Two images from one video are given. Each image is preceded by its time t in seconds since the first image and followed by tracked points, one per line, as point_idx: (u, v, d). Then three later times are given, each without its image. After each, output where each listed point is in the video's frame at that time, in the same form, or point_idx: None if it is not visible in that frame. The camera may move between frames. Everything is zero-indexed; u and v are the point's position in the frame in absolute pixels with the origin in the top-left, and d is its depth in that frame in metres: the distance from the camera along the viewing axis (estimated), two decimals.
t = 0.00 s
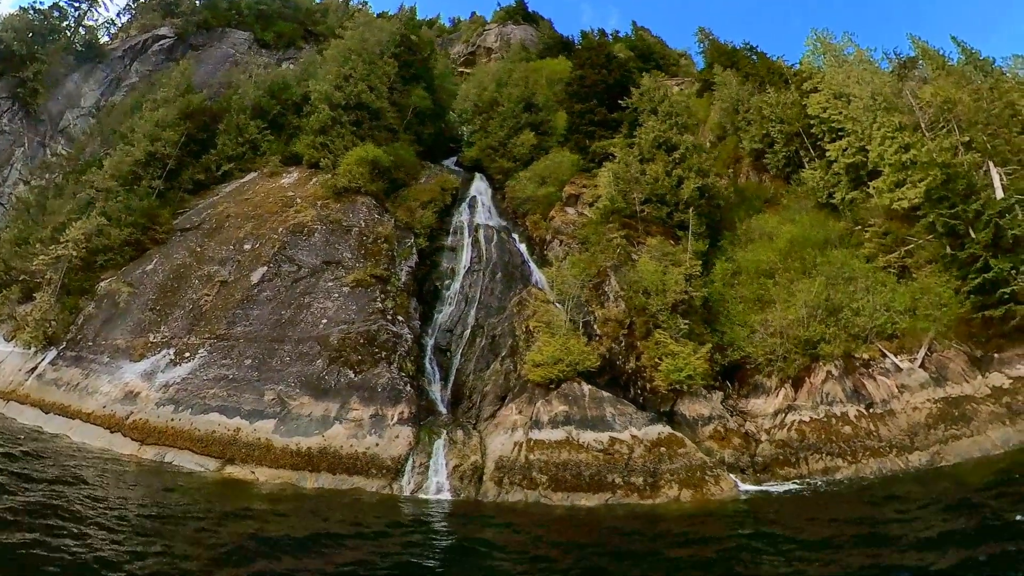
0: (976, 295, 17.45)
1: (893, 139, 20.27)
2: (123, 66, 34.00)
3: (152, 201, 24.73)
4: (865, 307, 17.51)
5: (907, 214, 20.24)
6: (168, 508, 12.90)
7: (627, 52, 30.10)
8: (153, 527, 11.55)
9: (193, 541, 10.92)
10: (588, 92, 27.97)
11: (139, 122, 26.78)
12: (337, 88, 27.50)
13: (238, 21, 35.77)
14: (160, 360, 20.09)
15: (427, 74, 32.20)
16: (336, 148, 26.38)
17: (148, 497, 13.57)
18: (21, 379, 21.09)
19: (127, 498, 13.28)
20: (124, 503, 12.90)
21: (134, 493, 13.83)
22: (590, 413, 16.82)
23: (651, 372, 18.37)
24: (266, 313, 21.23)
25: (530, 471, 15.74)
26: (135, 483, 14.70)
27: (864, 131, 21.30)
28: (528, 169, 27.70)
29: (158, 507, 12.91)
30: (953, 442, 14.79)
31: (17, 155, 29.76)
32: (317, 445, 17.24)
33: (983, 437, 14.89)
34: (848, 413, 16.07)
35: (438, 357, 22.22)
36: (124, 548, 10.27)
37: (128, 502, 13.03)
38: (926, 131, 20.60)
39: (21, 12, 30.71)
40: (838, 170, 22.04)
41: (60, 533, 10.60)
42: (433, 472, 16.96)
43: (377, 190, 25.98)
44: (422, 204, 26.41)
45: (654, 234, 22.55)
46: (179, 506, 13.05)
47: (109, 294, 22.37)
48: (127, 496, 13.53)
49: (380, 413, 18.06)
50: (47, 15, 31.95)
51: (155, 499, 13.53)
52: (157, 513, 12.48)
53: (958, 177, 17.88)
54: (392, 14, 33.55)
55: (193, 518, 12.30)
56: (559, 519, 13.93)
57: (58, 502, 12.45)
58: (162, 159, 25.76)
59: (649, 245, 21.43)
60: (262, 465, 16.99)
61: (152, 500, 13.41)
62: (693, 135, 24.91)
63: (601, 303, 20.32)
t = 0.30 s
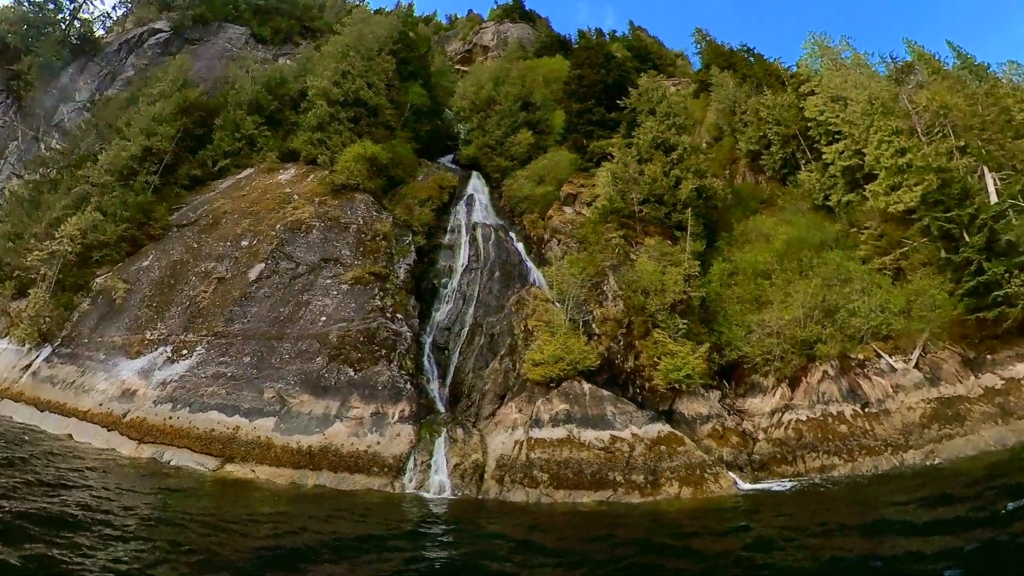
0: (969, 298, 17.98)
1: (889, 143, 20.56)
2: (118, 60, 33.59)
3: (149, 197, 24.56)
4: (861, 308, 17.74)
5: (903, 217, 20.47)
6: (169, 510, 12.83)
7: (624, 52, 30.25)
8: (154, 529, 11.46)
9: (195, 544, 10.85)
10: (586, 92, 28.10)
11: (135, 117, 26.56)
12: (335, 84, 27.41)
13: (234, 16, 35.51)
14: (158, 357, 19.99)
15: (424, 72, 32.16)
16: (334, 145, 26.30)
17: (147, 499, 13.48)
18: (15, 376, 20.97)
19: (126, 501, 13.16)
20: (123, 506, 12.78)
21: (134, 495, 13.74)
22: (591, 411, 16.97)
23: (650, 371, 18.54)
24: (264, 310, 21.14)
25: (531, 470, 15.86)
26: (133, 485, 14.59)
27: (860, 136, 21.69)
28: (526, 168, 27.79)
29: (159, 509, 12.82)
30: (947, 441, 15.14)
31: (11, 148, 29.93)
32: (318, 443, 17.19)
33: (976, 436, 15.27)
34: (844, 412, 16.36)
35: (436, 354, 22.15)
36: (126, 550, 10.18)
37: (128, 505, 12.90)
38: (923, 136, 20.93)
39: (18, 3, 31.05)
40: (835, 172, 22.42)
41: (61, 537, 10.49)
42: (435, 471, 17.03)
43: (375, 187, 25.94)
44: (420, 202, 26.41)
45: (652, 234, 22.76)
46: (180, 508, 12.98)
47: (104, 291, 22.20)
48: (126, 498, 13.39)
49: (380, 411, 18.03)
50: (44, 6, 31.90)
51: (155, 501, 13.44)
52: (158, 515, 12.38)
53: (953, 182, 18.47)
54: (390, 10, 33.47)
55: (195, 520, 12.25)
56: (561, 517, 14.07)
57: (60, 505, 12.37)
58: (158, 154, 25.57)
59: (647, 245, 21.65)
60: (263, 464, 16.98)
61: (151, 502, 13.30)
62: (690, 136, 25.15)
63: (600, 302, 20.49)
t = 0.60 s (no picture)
0: (963, 300, 18.11)
1: (886, 147, 20.48)
2: (114, 55, 32.82)
3: (145, 193, 24.41)
4: (856, 310, 18.01)
5: (897, 220, 20.81)
6: (171, 507, 12.83)
7: (622, 51, 30.37)
8: (157, 526, 11.45)
9: (200, 544, 10.85)
10: (584, 92, 28.26)
11: (131, 112, 26.36)
12: (333, 81, 27.35)
13: (231, 12, 35.26)
14: (155, 356, 19.92)
15: (422, 69, 32.12)
16: (332, 142, 26.25)
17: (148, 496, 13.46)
18: (10, 374, 20.87)
19: (126, 498, 13.13)
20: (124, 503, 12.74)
21: (133, 493, 13.68)
22: (590, 411, 17.12)
23: (648, 371, 18.71)
24: (262, 308, 21.11)
25: (530, 469, 15.97)
26: (133, 482, 14.54)
27: (857, 139, 21.87)
28: (524, 167, 27.85)
29: (160, 506, 12.80)
30: (940, 441, 15.45)
31: (5, 143, 29.74)
32: (318, 443, 17.23)
33: (968, 437, 15.60)
34: (839, 412, 16.61)
35: (434, 354, 22.17)
36: (129, 549, 10.16)
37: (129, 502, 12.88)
38: (919, 141, 21.17)
39: None
40: (830, 175, 22.69)
41: (68, 534, 10.55)
42: (434, 471, 17.12)
43: (373, 184, 25.94)
44: (417, 200, 26.41)
45: (649, 234, 22.95)
46: (182, 505, 12.98)
47: (100, 288, 22.08)
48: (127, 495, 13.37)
49: (380, 410, 18.09)
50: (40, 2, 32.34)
51: (156, 498, 13.41)
52: (160, 512, 12.37)
53: (948, 187, 18.78)
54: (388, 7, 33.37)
55: (197, 517, 12.25)
56: (562, 517, 14.19)
57: (63, 501, 12.40)
58: (155, 150, 25.38)
59: (645, 246, 21.87)
60: (263, 463, 16.99)
61: (152, 499, 13.29)
62: (687, 137, 25.35)
63: (598, 302, 20.64)
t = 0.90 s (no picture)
0: (957, 303, 18.49)
1: (882, 151, 20.98)
2: (109, 50, 33.45)
3: (141, 189, 24.25)
4: (852, 312, 18.32)
5: (892, 223, 21.16)
6: (172, 507, 12.76)
7: (619, 51, 30.50)
8: (157, 528, 11.35)
9: (204, 544, 10.83)
10: (583, 91, 28.51)
11: (128, 107, 26.16)
12: (331, 78, 27.24)
13: (228, 7, 35.07)
14: (152, 353, 19.82)
15: (420, 67, 32.07)
16: (329, 139, 26.15)
17: (147, 497, 13.33)
18: (5, 371, 20.73)
19: (125, 499, 13.02)
20: (122, 505, 12.61)
21: (131, 493, 13.56)
22: (591, 410, 17.29)
23: (646, 371, 18.89)
24: (260, 306, 21.05)
25: (531, 467, 16.11)
26: (129, 482, 14.42)
27: (853, 142, 22.01)
28: (522, 166, 27.90)
29: (160, 507, 12.73)
30: (934, 441, 15.75)
31: None
32: (318, 441, 17.23)
33: (961, 436, 15.90)
34: (834, 412, 16.92)
35: (432, 352, 22.20)
36: (130, 552, 10.07)
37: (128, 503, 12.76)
38: (915, 145, 21.48)
39: None
40: (826, 177, 23.01)
41: (71, 536, 10.51)
42: (435, 469, 17.15)
43: (371, 182, 25.92)
44: (415, 198, 26.39)
45: (647, 234, 23.21)
46: (182, 506, 12.88)
47: (95, 284, 21.93)
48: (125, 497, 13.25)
49: (381, 409, 18.12)
50: None
51: (155, 499, 13.29)
52: (159, 513, 12.28)
53: (943, 192, 19.26)
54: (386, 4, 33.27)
55: (199, 519, 12.17)
56: (563, 515, 14.32)
57: (64, 502, 12.34)
58: (151, 146, 25.20)
59: (644, 246, 22.11)
60: (263, 462, 16.96)
61: (152, 500, 13.19)
62: (685, 138, 25.56)
63: (597, 301, 20.74)
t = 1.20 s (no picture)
0: (949, 305, 18.68)
1: (877, 155, 21.74)
2: (105, 42, 33.11)
3: (137, 184, 24.07)
4: (847, 313, 18.64)
5: (887, 226, 21.56)
6: (175, 508, 12.72)
7: (616, 50, 30.61)
8: (162, 529, 11.30)
9: (211, 544, 10.82)
10: (580, 91, 28.77)
11: (123, 101, 25.95)
12: (329, 74, 27.16)
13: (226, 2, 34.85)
14: (149, 351, 19.73)
15: (417, 64, 32.03)
16: (327, 135, 26.08)
17: (149, 497, 13.28)
18: None
19: (126, 500, 12.94)
20: (124, 505, 12.53)
21: (133, 493, 13.49)
22: (590, 409, 17.46)
23: (645, 370, 19.07)
24: (259, 303, 20.99)
25: (532, 466, 16.25)
26: (130, 482, 14.34)
27: (850, 145, 22.46)
28: (520, 165, 27.96)
29: (163, 507, 12.67)
30: (927, 440, 16.08)
31: None
32: (319, 440, 17.23)
33: (953, 436, 16.23)
34: (830, 411, 17.22)
35: (429, 350, 22.19)
36: (138, 552, 10.02)
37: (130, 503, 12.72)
38: (910, 149, 22.62)
39: None
40: (822, 180, 23.38)
41: (77, 535, 10.48)
42: (436, 468, 17.21)
43: (368, 179, 25.88)
44: (413, 196, 26.39)
45: (644, 234, 23.43)
46: (185, 506, 12.84)
47: (91, 281, 21.78)
48: (126, 497, 13.18)
49: (382, 407, 18.15)
50: None
51: (158, 499, 13.23)
52: (162, 513, 12.22)
53: (938, 197, 19.44)
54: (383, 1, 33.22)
55: (203, 519, 12.16)
56: (565, 513, 14.46)
57: (67, 502, 12.30)
58: (147, 141, 25.01)
59: (642, 246, 22.33)
60: (264, 461, 16.95)
61: (153, 501, 13.12)
62: (682, 138, 25.76)
63: (595, 301, 20.84)
